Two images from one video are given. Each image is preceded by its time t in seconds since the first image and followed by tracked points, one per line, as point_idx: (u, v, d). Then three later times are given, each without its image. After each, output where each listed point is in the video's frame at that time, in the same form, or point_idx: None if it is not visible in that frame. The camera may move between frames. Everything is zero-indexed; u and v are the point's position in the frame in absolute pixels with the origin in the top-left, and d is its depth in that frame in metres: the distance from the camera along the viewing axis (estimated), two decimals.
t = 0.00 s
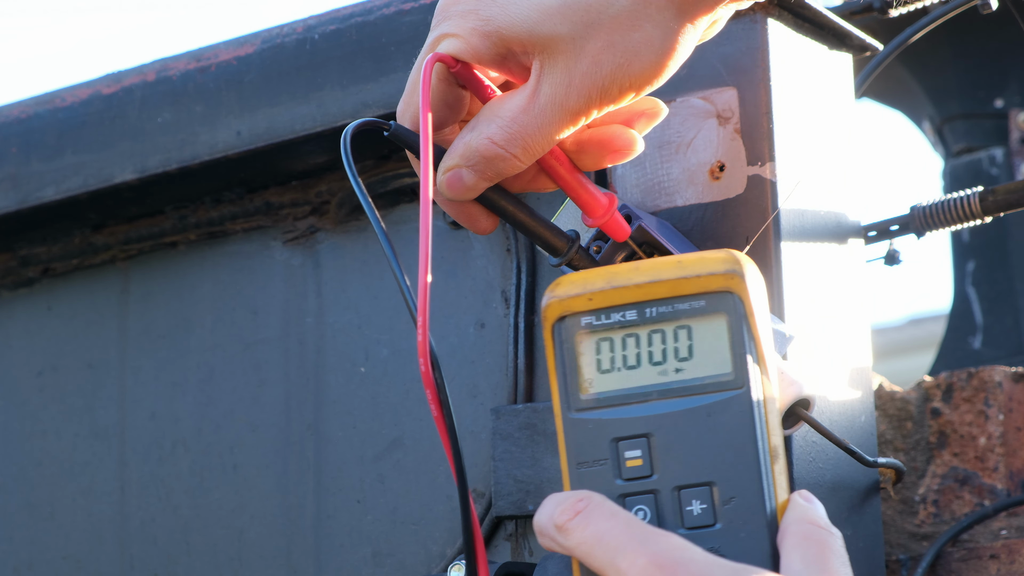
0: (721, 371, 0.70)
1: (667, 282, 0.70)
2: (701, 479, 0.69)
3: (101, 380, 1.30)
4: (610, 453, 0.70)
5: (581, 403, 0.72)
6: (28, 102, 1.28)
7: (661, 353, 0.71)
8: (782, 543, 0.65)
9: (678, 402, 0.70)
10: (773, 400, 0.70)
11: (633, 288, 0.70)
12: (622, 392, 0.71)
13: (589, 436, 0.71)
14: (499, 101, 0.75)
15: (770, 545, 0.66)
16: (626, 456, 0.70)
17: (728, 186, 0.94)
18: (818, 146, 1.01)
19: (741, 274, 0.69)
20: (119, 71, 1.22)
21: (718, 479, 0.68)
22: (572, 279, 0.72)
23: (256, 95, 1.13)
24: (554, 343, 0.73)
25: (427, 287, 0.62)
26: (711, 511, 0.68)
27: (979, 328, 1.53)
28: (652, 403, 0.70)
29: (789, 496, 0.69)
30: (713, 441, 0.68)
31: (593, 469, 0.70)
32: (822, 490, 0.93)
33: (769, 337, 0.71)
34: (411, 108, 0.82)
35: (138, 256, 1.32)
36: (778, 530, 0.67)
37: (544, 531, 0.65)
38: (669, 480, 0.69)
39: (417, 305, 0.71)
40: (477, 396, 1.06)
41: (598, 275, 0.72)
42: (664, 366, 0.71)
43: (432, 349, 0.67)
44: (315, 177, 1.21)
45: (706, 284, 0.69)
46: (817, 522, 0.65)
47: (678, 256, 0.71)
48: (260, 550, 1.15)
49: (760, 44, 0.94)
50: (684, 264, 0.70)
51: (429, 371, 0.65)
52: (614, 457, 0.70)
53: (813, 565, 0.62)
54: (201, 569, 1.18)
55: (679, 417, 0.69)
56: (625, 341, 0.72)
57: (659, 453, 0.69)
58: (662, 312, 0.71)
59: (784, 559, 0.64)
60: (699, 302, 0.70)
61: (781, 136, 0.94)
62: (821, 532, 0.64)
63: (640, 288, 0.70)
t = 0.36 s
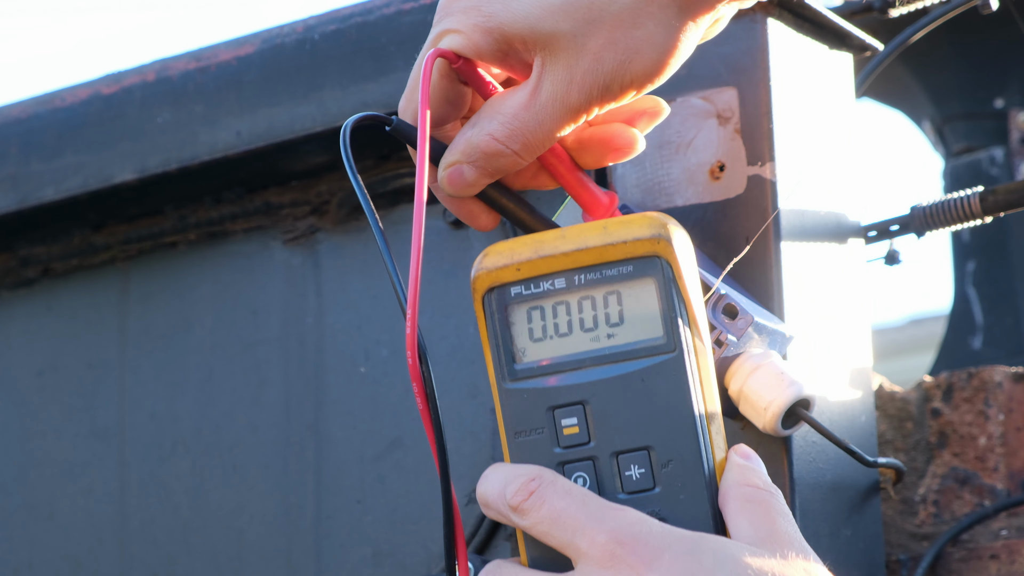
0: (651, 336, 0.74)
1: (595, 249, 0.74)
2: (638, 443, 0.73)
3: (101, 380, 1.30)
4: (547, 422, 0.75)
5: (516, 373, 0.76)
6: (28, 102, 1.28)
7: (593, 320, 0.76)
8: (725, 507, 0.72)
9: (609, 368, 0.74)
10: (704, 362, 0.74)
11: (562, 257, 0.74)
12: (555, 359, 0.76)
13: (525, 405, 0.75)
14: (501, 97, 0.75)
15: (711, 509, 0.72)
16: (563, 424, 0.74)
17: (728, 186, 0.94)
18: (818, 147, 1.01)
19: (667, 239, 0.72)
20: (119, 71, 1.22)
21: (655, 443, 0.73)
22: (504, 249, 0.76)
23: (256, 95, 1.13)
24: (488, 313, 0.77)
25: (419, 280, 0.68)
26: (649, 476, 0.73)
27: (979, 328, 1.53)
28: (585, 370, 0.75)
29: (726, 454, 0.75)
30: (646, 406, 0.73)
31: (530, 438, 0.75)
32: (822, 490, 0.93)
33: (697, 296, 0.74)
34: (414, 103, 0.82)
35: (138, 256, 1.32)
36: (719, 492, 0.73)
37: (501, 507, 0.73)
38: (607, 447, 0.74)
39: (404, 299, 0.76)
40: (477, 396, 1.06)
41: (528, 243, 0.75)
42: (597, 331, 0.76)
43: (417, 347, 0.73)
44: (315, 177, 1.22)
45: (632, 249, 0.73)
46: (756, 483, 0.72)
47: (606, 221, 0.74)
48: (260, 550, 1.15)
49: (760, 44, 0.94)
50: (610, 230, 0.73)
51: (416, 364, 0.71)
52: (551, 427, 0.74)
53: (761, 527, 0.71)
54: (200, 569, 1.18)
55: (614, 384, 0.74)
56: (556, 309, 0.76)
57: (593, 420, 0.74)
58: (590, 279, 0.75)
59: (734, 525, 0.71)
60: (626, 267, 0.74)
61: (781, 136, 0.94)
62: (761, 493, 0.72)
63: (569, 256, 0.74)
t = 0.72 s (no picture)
0: (663, 308, 0.74)
1: (612, 219, 0.75)
2: (641, 413, 0.73)
3: (101, 380, 1.30)
4: (554, 387, 0.75)
5: (528, 336, 0.77)
6: (28, 102, 1.28)
7: (607, 290, 0.77)
8: (723, 483, 0.72)
9: (620, 337, 0.75)
10: (714, 337, 0.75)
11: (580, 226, 0.75)
12: (568, 327, 0.77)
13: (536, 368, 0.76)
14: (504, 96, 0.75)
15: (710, 485, 0.72)
16: (570, 390, 0.75)
17: (728, 186, 0.94)
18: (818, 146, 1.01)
19: (685, 214, 0.73)
20: (119, 71, 1.22)
21: (658, 414, 0.73)
22: (522, 217, 0.77)
23: (256, 95, 1.13)
24: (503, 278, 0.79)
25: (417, 282, 0.68)
26: (651, 446, 0.73)
27: (979, 328, 1.53)
28: (595, 338, 0.76)
29: (729, 433, 0.75)
30: (654, 374, 0.73)
31: (538, 403, 0.76)
32: (822, 490, 0.93)
33: (713, 274, 0.75)
34: (417, 101, 0.82)
35: (138, 256, 1.32)
36: (718, 469, 0.73)
37: (505, 471, 0.72)
38: (611, 414, 0.74)
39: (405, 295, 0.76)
40: (477, 397, 1.06)
41: (547, 213, 0.76)
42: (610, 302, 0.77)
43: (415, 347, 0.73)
44: (315, 177, 1.22)
45: (650, 222, 0.74)
46: (753, 460, 0.72)
47: (626, 195, 0.76)
48: (260, 550, 1.15)
49: (761, 44, 0.94)
50: (630, 203, 0.75)
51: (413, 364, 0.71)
52: (558, 391, 0.75)
53: (758, 501, 0.70)
54: (200, 569, 1.18)
55: (622, 353, 0.74)
56: (571, 277, 0.77)
57: (602, 386, 0.74)
58: (607, 249, 0.76)
59: (731, 498, 0.70)
60: (643, 239, 0.75)
61: (781, 136, 0.94)
62: (758, 470, 0.72)
63: (587, 226, 0.75)
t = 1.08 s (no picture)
0: (637, 287, 0.75)
1: (583, 201, 0.76)
2: (621, 391, 0.74)
3: (101, 380, 1.30)
4: (535, 370, 0.77)
5: (506, 322, 0.78)
6: (28, 102, 1.28)
7: (581, 273, 0.77)
8: (705, 460, 0.71)
9: (595, 319, 0.76)
10: (694, 314, 0.74)
11: (552, 209, 0.76)
12: (545, 311, 0.78)
13: (516, 354, 0.77)
14: (502, 97, 0.75)
15: (692, 460, 0.72)
16: (550, 372, 0.76)
17: (728, 186, 0.94)
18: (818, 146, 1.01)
19: (654, 190, 0.74)
20: (119, 71, 1.22)
21: (638, 391, 0.74)
22: (496, 203, 0.78)
23: (256, 95, 1.13)
24: (481, 266, 0.80)
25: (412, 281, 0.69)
26: (632, 423, 0.74)
27: (979, 328, 1.53)
28: (573, 320, 0.76)
29: (710, 406, 0.74)
30: (631, 356, 0.74)
31: (520, 387, 0.77)
32: (822, 490, 0.93)
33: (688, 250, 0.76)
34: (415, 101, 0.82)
35: (138, 256, 1.32)
36: (700, 444, 0.72)
37: (494, 460, 0.73)
38: (591, 394, 0.75)
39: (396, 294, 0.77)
40: (477, 396, 1.06)
41: (520, 199, 0.78)
42: (585, 284, 0.77)
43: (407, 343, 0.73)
44: (315, 177, 1.22)
45: (621, 201, 0.75)
46: (736, 435, 0.72)
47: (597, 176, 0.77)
48: (260, 550, 1.15)
49: (761, 44, 0.94)
50: (599, 184, 0.76)
51: (404, 361, 0.72)
52: (538, 374, 0.76)
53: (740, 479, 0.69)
54: (200, 569, 1.18)
55: (599, 333, 0.75)
56: (547, 262, 0.78)
57: (580, 368, 0.75)
58: (580, 231, 0.77)
59: (714, 477, 0.70)
60: (614, 219, 0.76)
61: (781, 136, 0.94)
62: (740, 445, 0.71)
63: (559, 209, 0.76)
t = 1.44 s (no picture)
0: (626, 263, 0.76)
1: (572, 179, 0.77)
2: (611, 363, 0.75)
3: (101, 380, 1.30)
4: (528, 348, 0.78)
5: (500, 302, 0.80)
6: (28, 102, 1.28)
7: (573, 251, 0.78)
8: (696, 431, 0.71)
9: (585, 296, 0.77)
10: (686, 291, 0.75)
11: (541, 189, 0.78)
12: (537, 290, 0.79)
13: (508, 332, 0.79)
14: (501, 97, 0.75)
15: (684, 431, 0.72)
16: (542, 349, 0.77)
17: (728, 186, 0.94)
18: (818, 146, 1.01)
19: (642, 166, 0.75)
20: (119, 71, 1.22)
21: (627, 363, 0.74)
22: (489, 185, 0.80)
23: (256, 95, 1.13)
24: (475, 248, 0.81)
25: (402, 281, 0.69)
26: (623, 396, 0.74)
27: (979, 327, 1.53)
28: (564, 298, 0.78)
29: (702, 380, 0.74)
30: (620, 330, 0.75)
31: (514, 364, 0.78)
32: (822, 490, 0.94)
33: (678, 228, 0.76)
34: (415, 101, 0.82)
35: (138, 256, 1.32)
36: (692, 415, 0.72)
37: (486, 435, 0.73)
38: (582, 368, 0.76)
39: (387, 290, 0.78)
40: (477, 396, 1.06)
41: (512, 180, 0.79)
42: (577, 263, 0.78)
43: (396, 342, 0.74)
44: (315, 177, 1.22)
45: (609, 178, 0.76)
46: (727, 407, 0.72)
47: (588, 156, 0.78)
48: (260, 550, 1.15)
49: (761, 45, 0.94)
50: (587, 163, 0.77)
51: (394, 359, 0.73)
52: (531, 352, 0.77)
53: (732, 451, 0.69)
54: (200, 569, 1.18)
55: (590, 310, 0.76)
56: (539, 242, 0.79)
57: (571, 343, 0.76)
58: (572, 211, 0.77)
59: (703, 447, 0.70)
60: (603, 196, 0.76)
61: (781, 136, 0.94)
62: (731, 417, 0.71)
63: (549, 188, 0.78)
